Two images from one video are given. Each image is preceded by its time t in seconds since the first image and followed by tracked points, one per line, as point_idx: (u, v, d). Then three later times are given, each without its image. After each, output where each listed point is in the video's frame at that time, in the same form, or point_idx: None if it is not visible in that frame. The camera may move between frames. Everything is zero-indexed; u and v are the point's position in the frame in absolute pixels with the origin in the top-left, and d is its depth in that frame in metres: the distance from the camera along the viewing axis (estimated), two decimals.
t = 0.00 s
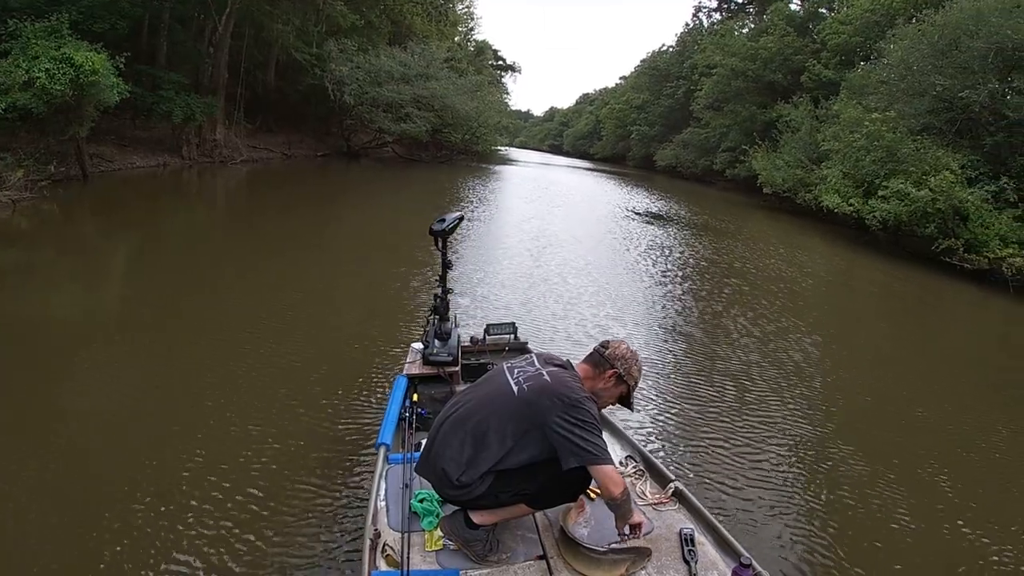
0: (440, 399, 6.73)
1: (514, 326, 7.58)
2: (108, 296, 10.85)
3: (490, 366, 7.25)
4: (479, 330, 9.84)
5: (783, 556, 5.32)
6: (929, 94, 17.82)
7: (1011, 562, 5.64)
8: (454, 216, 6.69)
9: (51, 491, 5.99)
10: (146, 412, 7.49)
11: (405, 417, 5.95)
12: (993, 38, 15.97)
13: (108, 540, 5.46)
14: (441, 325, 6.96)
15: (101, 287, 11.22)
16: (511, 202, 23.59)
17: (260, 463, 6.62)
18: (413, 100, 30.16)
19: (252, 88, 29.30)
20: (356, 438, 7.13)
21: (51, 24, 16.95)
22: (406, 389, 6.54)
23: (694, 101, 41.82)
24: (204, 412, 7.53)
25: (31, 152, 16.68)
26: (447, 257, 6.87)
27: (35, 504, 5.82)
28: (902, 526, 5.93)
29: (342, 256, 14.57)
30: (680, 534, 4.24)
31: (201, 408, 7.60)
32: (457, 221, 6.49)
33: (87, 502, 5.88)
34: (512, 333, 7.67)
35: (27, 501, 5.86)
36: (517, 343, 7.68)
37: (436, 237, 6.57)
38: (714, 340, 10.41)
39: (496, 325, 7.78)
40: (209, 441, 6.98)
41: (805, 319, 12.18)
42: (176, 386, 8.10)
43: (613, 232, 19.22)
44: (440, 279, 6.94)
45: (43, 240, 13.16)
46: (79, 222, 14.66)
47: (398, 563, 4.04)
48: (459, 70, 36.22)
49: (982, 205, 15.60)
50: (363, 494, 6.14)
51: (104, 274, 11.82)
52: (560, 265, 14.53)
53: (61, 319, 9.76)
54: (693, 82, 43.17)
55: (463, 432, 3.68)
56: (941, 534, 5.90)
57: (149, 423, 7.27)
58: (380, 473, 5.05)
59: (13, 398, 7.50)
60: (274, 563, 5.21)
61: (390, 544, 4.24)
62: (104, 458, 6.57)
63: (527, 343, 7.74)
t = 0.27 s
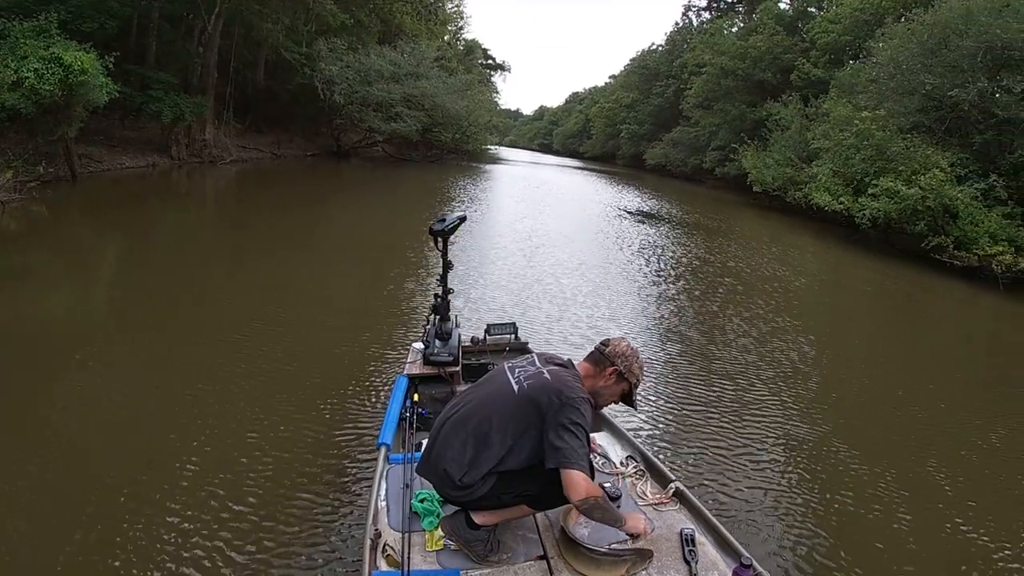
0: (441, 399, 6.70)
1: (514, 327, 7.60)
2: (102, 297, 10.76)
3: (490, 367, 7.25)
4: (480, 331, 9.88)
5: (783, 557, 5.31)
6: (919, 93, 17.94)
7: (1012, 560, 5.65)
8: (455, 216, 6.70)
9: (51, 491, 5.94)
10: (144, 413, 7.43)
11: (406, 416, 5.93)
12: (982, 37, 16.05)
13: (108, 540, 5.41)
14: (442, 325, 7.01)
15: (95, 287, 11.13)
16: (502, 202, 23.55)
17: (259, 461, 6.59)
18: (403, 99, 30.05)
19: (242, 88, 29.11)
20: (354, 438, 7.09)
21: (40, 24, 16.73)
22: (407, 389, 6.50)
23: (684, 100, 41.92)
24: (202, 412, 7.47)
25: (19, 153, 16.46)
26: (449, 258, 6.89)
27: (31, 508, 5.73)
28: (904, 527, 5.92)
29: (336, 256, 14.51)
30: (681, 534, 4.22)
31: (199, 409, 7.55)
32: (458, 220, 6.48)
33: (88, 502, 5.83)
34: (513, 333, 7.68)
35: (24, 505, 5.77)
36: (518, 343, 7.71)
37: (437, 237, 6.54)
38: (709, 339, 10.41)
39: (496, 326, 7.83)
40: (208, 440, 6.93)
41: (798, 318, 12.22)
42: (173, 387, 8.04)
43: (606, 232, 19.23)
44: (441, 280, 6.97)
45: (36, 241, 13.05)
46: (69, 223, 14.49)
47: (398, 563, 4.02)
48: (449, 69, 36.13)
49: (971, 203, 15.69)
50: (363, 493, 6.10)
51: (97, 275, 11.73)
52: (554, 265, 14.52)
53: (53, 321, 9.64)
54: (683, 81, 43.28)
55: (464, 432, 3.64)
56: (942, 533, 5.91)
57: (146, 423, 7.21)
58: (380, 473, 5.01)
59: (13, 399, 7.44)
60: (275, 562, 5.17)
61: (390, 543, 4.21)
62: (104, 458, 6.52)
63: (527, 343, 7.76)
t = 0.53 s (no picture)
0: (442, 400, 6.71)
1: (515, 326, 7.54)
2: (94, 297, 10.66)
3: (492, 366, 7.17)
4: (482, 330, 9.95)
5: (782, 556, 5.30)
6: (908, 91, 18.05)
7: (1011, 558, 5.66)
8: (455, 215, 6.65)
9: (50, 494, 5.88)
10: (140, 414, 7.36)
11: (408, 417, 5.93)
12: (971, 36, 16.14)
13: (109, 543, 5.37)
14: (443, 324, 6.98)
15: (86, 288, 11.02)
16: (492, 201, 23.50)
17: (259, 462, 6.55)
18: (392, 99, 29.92)
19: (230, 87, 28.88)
20: (352, 437, 7.06)
21: (27, 23, 16.46)
22: (408, 389, 6.50)
23: (673, 99, 42.03)
24: (198, 413, 7.41)
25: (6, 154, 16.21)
26: (450, 258, 6.88)
27: (28, 514, 5.65)
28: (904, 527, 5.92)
29: (328, 256, 14.41)
30: (682, 534, 4.18)
31: (196, 409, 7.49)
32: (458, 220, 6.44)
33: (88, 504, 5.79)
34: (513, 333, 7.61)
35: (21, 510, 5.69)
36: (519, 342, 7.64)
37: (438, 236, 6.52)
38: (703, 338, 10.42)
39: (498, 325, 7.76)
40: (206, 441, 6.88)
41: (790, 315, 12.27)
42: (169, 387, 7.97)
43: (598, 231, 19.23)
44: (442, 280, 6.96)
45: (22, 243, 12.84)
46: (57, 224, 14.31)
47: (399, 562, 4.02)
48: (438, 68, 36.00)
49: (960, 201, 15.79)
50: (362, 494, 6.07)
51: (89, 275, 11.62)
52: (547, 265, 14.49)
53: (43, 323, 9.50)
54: (671, 80, 43.39)
55: (463, 433, 3.60)
56: (941, 532, 5.92)
57: (143, 424, 7.15)
58: (381, 472, 4.98)
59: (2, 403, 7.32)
60: (276, 564, 5.15)
61: (391, 543, 4.20)
62: (104, 459, 6.47)
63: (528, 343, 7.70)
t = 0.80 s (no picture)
0: (445, 399, 6.66)
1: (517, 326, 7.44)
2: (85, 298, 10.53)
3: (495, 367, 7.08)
4: (484, 330, 9.92)
5: (783, 555, 5.29)
6: (895, 91, 18.21)
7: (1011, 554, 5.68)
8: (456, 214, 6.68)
9: (46, 496, 5.79)
10: (135, 415, 7.27)
11: (410, 417, 5.90)
12: (959, 36, 16.30)
13: (108, 545, 5.29)
14: (444, 324, 6.79)
15: (76, 289, 10.88)
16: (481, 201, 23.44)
17: (258, 463, 6.50)
18: (380, 98, 29.80)
19: (218, 86, 28.63)
20: (349, 438, 7.01)
21: (14, 23, 16.16)
22: (410, 389, 6.47)
23: (660, 98, 42.17)
24: (194, 414, 7.32)
25: None
26: (453, 258, 6.90)
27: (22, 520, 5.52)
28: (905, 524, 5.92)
29: (320, 257, 14.32)
30: (684, 533, 4.16)
31: (192, 410, 7.41)
32: (460, 219, 6.48)
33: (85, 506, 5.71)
34: (516, 333, 7.54)
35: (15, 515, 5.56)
36: (521, 342, 7.57)
37: (439, 236, 6.58)
38: (697, 338, 10.43)
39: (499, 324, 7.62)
40: (203, 442, 6.80)
41: (782, 314, 12.32)
42: (164, 389, 7.88)
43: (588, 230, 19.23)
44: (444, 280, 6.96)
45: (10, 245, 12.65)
46: (44, 225, 14.09)
47: (402, 562, 4.00)
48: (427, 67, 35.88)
49: (948, 199, 15.92)
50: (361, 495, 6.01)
51: (79, 275, 11.49)
52: (541, 265, 14.46)
53: (34, 325, 9.35)
54: (659, 80, 43.53)
55: (461, 435, 3.57)
56: (941, 529, 5.93)
57: (139, 425, 7.06)
58: (384, 472, 4.97)
59: None
60: (277, 566, 5.09)
61: (393, 543, 4.19)
62: (100, 461, 6.39)
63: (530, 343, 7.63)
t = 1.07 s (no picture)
0: (446, 399, 6.55)
1: (519, 326, 7.45)
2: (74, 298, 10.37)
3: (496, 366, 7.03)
4: (486, 330, 9.90)
5: (781, 555, 5.30)
6: (882, 91, 18.37)
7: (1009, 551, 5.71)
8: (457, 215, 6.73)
9: (39, 499, 5.69)
10: (128, 416, 7.16)
11: (411, 416, 5.79)
12: (946, 38, 16.43)
13: (107, 547, 5.22)
14: (446, 324, 6.78)
15: (65, 289, 10.73)
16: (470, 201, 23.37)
17: (256, 463, 6.44)
18: (368, 97, 29.63)
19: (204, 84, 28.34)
20: (347, 437, 6.96)
21: None
22: (411, 388, 6.38)
23: (648, 98, 42.25)
24: (188, 415, 7.22)
25: None
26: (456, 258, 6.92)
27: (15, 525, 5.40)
28: (904, 523, 5.95)
29: (310, 257, 14.19)
30: (686, 533, 4.14)
31: (185, 411, 7.31)
32: (462, 219, 6.50)
33: (81, 509, 5.62)
34: (517, 333, 7.54)
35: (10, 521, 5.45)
36: (523, 341, 7.57)
37: (442, 235, 6.58)
38: (690, 338, 10.43)
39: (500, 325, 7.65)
40: (198, 444, 6.71)
41: (773, 313, 12.38)
42: (157, 390, 7.77)
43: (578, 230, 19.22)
44: (445, 280, 6.93)
45: None
46: (31, 225, 13.88)
47: (404, 561, 4.05)
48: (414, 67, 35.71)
49: (934, 199, 16.08)
50: (360, 494, 5.96)
51: (67, 275, 11.33)
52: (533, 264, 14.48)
53: (24, 326, 9.20)
54: (646, 79, 43.61)
55: (461, 439, 3.56)
56: (939, 527, 5.96)
57: (132, 427, 6.95)
58: (386, 472, 4.96)
59: None
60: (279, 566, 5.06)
61: (396, 542, 4.23)
62: (95, 462, 6.30)
63: (532, 342, 7.61)
